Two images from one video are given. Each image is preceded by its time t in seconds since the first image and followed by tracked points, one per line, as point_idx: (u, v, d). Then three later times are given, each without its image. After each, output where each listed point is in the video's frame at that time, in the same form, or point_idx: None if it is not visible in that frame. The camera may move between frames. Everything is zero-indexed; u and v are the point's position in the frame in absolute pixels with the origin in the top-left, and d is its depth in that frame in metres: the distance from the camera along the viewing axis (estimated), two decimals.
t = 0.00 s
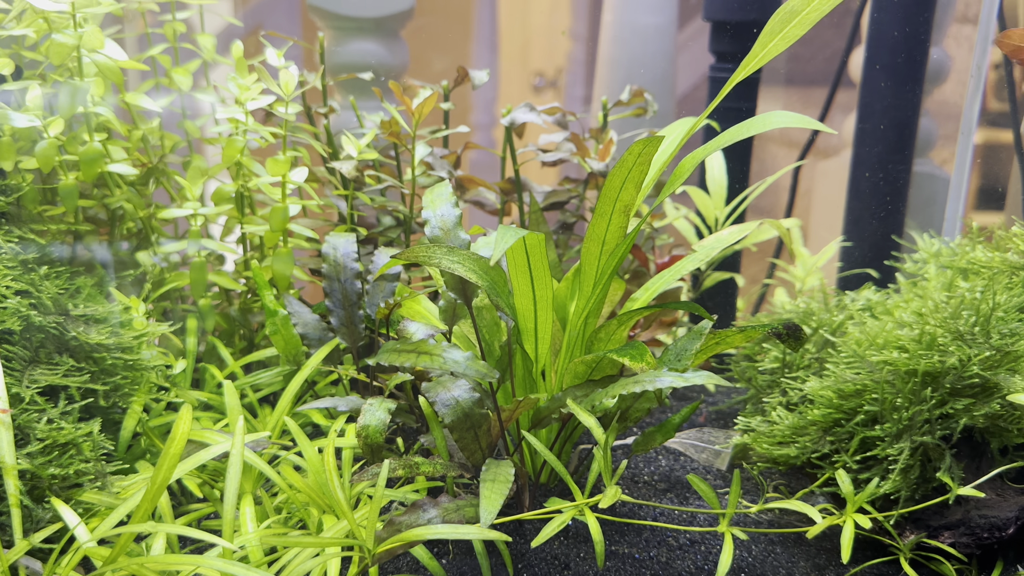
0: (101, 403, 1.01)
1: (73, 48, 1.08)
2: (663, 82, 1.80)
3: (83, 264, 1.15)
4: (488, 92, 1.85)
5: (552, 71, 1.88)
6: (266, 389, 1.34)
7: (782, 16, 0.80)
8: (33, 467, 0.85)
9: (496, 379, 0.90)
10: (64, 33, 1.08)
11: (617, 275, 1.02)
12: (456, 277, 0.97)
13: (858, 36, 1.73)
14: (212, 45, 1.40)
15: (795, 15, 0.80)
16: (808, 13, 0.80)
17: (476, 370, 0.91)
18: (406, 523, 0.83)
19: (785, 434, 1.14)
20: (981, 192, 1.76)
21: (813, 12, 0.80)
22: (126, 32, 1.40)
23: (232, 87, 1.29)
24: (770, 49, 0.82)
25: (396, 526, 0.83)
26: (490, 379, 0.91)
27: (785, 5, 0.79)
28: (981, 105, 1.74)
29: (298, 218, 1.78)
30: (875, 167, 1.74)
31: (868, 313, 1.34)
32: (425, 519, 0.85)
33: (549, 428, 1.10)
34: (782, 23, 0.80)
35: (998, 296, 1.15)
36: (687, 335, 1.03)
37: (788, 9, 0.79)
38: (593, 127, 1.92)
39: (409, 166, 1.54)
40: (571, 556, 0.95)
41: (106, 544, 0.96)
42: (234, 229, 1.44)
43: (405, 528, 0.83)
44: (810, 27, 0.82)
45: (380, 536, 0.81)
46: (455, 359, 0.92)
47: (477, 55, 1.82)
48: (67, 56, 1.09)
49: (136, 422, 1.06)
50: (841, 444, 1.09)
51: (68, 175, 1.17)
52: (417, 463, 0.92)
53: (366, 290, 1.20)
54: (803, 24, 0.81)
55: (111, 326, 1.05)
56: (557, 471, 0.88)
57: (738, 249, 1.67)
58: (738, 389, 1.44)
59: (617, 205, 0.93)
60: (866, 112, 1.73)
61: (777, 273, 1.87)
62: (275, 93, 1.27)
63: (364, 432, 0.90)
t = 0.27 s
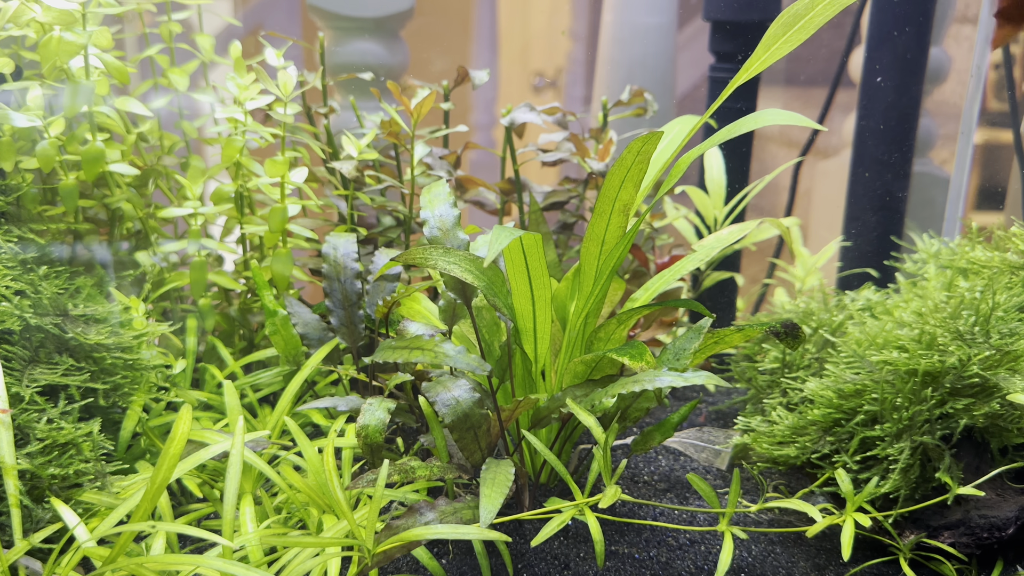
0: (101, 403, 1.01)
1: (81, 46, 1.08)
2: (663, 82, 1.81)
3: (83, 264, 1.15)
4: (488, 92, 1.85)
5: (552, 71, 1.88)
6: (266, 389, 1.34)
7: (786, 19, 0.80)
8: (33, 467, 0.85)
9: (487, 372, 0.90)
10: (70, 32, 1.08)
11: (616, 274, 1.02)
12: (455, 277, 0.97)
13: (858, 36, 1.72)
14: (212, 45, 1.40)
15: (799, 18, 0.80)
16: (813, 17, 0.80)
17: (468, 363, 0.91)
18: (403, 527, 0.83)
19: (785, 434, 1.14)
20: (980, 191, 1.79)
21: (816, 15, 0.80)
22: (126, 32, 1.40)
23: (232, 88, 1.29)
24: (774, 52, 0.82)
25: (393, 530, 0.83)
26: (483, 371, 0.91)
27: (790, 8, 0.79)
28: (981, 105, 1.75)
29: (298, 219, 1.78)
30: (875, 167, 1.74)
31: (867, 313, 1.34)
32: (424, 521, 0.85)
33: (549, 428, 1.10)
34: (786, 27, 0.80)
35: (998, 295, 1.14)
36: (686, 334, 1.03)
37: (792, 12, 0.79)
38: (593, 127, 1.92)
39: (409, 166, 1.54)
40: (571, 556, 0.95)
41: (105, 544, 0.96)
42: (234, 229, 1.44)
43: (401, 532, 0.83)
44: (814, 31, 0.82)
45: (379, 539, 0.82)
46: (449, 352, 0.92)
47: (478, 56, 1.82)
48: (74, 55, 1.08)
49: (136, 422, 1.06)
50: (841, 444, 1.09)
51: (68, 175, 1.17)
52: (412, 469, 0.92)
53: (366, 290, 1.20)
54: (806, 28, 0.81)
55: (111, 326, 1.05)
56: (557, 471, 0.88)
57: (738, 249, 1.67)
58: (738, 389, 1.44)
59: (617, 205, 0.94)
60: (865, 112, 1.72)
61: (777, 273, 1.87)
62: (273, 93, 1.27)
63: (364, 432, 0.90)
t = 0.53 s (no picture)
0: (101, 403, 1.01)
1: (81, 48, 1.08)
2: (663, 81, 1.82)
3: (82, 264, 1.15)
4: (487, 92, 1.84)
5: (551, 71, 1.86)
6: (265, 389, 1.34)
7: (796, 25, 0.80)
8: (33, 467, 0.85)
9: (493, 371, 0.90)
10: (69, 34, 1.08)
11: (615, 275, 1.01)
12: (455, 277, 0.97)
13: (858, 35, 1.72)
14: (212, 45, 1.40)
15: (809, 24, 0.80)
16: (822, 22, 0.80)
17: (473, 363, 0.90)
18: (404, 526, 0.83)
19: (784, 434, 1.14)
20: (980, 191, 1.80)
21: (827, 22, 0.80)
22: (126, 33, 1.40)
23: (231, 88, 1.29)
24: (782, 56, 0.82)
25: (394, 528, 0.83)
26: (488, 371, 0.91)
27: (800, 14, 0.79)
28: (980, 105, 1.77)
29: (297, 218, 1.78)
30: (876, 167, 1.74)
31: (867, 313, 1.34)
32: (424, 521, 0.84)
33: (548, 428, 1.10)
34: (796, 32, 0.81)
35: (997, 296, 1.14)
36: (685, 333, 1.03)
37: (803, 18, 0.80)
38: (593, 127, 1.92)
39: (408, 166, 1.54)
40: (570, 556, 0.95)
41: (105, 544, 0.97)
42: (234, 229, 1.44)
43: (402, 530, 0.82)
44: (823, 36, 0.82)
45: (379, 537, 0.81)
46: (453, 352, 0.92)
47: (477, 56, 1.82)
48: (74, 56, 1.08)
49: (136, 422, 1.06)
50: (841, 444, 1.09)
51: (67, 176, 1.17)
52: (412, 467, 0.92)
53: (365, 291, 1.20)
54: (816, 33, 0.81)
55: (110, 327, 1.05)
56: (557, 471, 0.88)
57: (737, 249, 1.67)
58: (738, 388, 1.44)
59: (614, 204, 0.94)
60: (865, 112, 1.73)
61: (777, 273, 1.87)
62: (276, 93, 1.27)
63: (363, 432, 0.90)
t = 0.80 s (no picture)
0: (101, 403, 1.01)
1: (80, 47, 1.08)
2: (663, 81, 1.81)
3: (82, 264, 1.15)
4: (487, 92, 1.85)
5: (552, 71, 1.87)
6: (265, 389, 1.34)
7: (790, 21, 0.79)
8: (33, 467, 0.85)
9: (498, 372, 0.88)
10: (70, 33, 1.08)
11: (613, 274, 1.01)
12: (456, 277, 0.97)
13: (858, 35, 1.72)
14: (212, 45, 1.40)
15: (803, 20, 0.79)
16: (816, 18, 0.79)
17: (480, 364, 0.90)
18: (404, 527, 0.83)
19: (784, 434, 1.14)
20: (980, 191, 1.81)
21: (821, 16, 0.80)
22: (126, 32, 1.40)
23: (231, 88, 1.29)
24: (776, 53, 0.82)
25: (395, 530, 0.83)
26: (494, 372, 0.90)
27: (794, 9, 0.78)
28: (980, 105, 1.77)
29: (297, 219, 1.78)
30: (874, 167, 1.74)
31: (867, 313, 1.34)
32: (423, 521, 0.84)
33: (548, 428, 1.10)
34: (790, 28, 0.80)
35: (997, 296, 1.15)
36: (684, 332, 1.03)
37: (795, 13, 0.79)
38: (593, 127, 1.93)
39: (408, 166, 1.54)
40: (570, 556, 0.95)
41: (105, 544, 0.97)
42: (234, 229, 1.44)
43: (401, 531, 0.83)
44: (817, 32, 0.81)
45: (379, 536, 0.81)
46: (460, 354, 0.92)
47: (477, 56, 1.83)
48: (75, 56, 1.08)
49: (136, 422, 1.06)
50: (841, 444, 1.09)
51: (67, 175, 1.17)
52: (410, 468, 0.91)
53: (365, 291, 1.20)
54: (810, 29, 0.80)
55: (111, 327, 1.05)
56: (557, 471, 0.88)
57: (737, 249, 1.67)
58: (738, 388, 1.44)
59: (614, 202, 0.93)
60: (865, 113, 1.73)
61: (777, 273, 1.87)
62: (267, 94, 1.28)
63: (363, 432, 0.90)
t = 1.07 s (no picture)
0: (100, 403, 1.01)
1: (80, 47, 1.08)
2: (664, 81, 1.81)
3: (82, 263, 1.15)
4: (487, 92, 1.84)
5: (551, 71, 1.87)
6: (265, 389, 1.34)
7: (783, 16, 0.79)
8: (32, 467, 0.85)
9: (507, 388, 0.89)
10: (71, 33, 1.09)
11: (611, 273, 1.01)
12: (455, 278, 0.97)
13: (858, 35, 1.72)
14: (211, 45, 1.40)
15: (795, 15, 0.80)
16: (810, 13, 0.79)
17: (489, 378, 0.89)
18: (404, 523, 0.83)
19: (784, 434, 1.14)
20: (980, 191, 1.81)
21: (814, 10, 0.79)
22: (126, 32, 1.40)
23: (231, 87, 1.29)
24: (771, 48, 0.82)
25: (393, 525, 0.82)
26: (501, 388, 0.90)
27: (788, 5, 0.79)
28: (980, 105, 1.77)
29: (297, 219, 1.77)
30: (874, 167, 1.74)
31: (867, 313, 1.34)
32: (424, 520, 0.84)
33: (548, 428, 1.10)
34: (783, 23, 0.80)
35: (997, 296, 1.15)
36: (683, 331, 1.03)
37: (789, 9, 0.79)
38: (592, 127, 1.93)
39: (408, 166, 1.54)
40: (570, 556, 0.95)
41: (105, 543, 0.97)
42: (234, 229, 1.44)
43: (402, 528, 0.82)
44: (812, 27, 0.81)
45: (379, 535, 0.81)
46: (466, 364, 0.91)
47: (477, 56, 1.82)
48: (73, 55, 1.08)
49: (136, 422, 1.06)
50: (840, 444, 1.09)
51: (67, 175, 1.17)
52: (409, 469, 0.92)
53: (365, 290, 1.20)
54: (804, 23, 0.80)
55: (110, 327, 1.05)
56: (557, 471, 0.88)
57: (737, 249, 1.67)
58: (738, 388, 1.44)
59: (612, 201, 0.93)
60: (864, 113, 1.73)
61: (777, 273, 1.87)
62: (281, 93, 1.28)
63: (363, 432, 0.90)
